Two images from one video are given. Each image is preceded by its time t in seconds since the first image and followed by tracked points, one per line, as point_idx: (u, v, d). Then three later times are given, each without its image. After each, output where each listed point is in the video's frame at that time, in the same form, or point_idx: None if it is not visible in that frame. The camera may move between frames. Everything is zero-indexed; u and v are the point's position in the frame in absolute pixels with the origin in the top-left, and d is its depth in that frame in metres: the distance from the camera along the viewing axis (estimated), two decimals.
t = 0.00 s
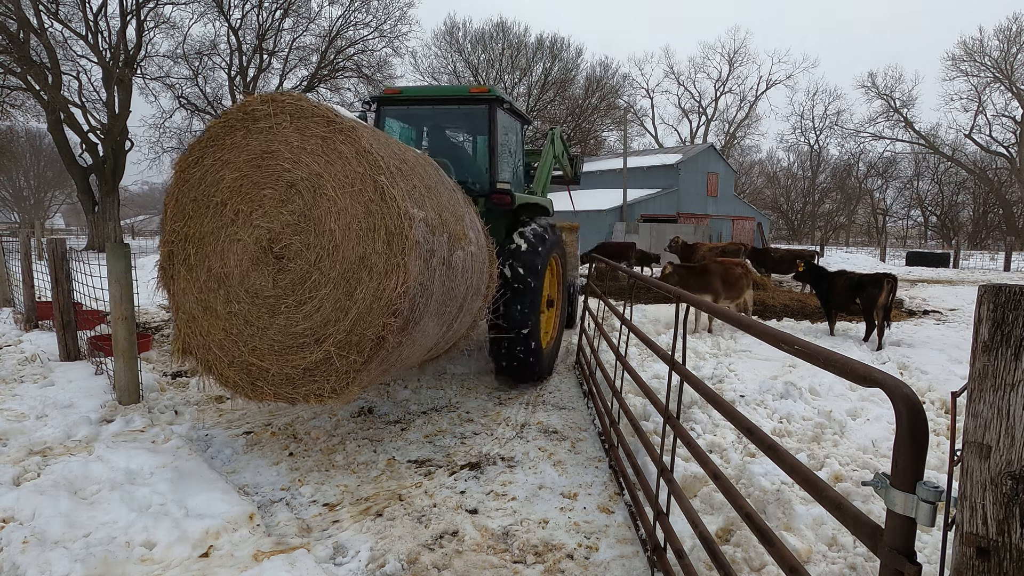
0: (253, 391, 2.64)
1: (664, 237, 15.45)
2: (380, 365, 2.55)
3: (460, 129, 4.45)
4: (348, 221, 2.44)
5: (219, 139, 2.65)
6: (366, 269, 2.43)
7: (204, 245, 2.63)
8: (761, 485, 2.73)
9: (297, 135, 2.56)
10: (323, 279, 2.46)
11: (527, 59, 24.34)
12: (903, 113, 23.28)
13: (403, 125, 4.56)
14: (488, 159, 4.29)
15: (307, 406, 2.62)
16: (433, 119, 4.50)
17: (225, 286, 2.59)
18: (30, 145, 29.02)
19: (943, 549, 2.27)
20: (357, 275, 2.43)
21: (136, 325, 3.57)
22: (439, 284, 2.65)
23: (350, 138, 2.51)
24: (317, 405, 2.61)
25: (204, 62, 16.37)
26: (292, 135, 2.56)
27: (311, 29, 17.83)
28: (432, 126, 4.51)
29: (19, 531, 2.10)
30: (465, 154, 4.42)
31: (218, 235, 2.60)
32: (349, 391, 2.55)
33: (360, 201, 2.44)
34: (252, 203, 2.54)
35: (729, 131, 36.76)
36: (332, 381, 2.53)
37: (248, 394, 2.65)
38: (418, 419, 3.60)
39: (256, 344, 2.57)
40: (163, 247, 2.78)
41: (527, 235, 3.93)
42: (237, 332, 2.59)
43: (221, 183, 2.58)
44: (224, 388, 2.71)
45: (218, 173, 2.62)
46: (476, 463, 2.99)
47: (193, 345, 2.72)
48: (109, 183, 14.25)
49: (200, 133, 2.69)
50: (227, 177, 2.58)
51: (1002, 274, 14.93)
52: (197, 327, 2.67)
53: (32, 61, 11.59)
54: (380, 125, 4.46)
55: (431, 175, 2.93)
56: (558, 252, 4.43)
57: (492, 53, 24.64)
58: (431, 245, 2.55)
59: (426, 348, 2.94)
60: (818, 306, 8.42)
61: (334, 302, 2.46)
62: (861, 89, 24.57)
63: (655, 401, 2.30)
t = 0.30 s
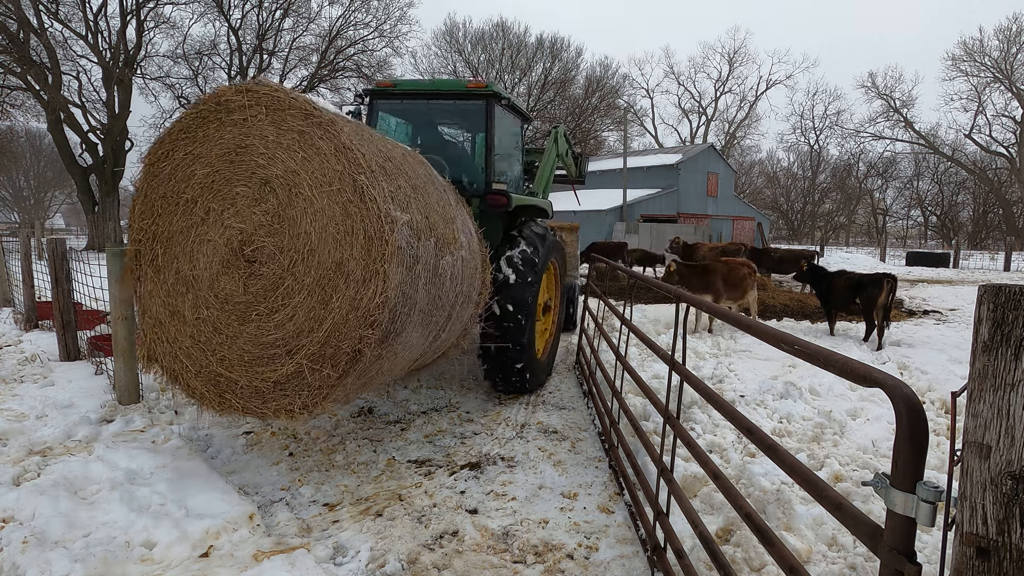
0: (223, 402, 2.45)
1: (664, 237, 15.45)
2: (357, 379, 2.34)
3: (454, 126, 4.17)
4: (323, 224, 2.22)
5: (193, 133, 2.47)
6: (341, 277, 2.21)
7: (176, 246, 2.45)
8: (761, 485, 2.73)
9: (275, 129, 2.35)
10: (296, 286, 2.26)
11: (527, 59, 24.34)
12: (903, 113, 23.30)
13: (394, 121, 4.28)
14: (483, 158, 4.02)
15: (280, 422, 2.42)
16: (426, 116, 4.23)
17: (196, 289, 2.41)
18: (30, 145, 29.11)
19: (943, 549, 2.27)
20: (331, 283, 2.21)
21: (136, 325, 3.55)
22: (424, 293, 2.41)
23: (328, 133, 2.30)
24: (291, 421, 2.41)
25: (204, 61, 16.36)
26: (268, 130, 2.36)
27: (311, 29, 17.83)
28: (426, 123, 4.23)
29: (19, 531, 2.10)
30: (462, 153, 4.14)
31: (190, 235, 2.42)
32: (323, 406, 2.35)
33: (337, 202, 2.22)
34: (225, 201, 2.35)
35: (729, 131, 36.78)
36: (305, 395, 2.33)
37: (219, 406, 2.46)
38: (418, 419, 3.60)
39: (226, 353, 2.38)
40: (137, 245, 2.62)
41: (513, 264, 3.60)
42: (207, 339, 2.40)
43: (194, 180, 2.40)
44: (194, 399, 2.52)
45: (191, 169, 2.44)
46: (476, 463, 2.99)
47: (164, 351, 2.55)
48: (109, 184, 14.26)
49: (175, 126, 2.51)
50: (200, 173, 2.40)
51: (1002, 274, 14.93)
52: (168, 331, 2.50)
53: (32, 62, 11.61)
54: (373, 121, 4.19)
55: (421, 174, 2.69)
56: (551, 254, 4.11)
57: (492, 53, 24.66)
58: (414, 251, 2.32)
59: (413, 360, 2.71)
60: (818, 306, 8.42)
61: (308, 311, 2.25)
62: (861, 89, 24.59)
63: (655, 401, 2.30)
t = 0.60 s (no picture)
0: (187, 416, 2.27)
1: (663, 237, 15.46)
2: (331, 393, 2.17)
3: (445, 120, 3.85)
4: (296, 225, 2.04)
5: (158, 123, 2.26)
6: (314, 283, 2.03)
7: (138, 245, 2.25)
8: (760, 485, 2.73)
9: (246, 120, 2.16)
10: (267, 292, 2.07)
11: (527, 59, 24.34)
12: (903, 113, 23.31)
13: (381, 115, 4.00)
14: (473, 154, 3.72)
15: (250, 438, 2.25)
16: (416, 110, 3.91)
17: (159, 293, 2.21)
18: (30, 145, 29.05)
19: (943, 549, 2.27)
20: (304, 289, 2.04)
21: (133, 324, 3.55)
22: (406, 302, 2.24)
23: (305, 126, 2.12)
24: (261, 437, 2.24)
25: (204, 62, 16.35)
26: (240, 122, 2.17)
27: (311, 29, 17.84)
28: (416, 118, 3.91)
29: (19, 531, 2.10)
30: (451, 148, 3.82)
31: (154, 234, 2.22)
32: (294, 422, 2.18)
33: (312, 201, 2.03)
34: (192, 198, 2.16)
35: (729, 131, 36.80)
36: (275, 411, 2.15)
37: (184, 420, 2.27)
38: (418, 419, 3.60)
39: (191, 363, 2.19)
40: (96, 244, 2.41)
41: (497, 298, 3.30)
42: (171, 348, 2.21)
43: (159, 174, 2.21)
44: (158, 412, 2.34)
45: (156, 163, 2.23)
46: (476, 463, 2.99)
47: (123, 360, 2.34)
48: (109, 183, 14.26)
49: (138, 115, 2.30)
50: (165, 167, 2.20)
51: (1001, 274, 14.93)
52: (129, 338, 2.30)
53: (32, 62, 11.63)
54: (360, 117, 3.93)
55: (408, 172, 2.51)
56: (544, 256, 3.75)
57: (492, 53, 24.66)
58: (396, 256, 2.15)
59: (395, 371, 2.55)
60: (818, 306, 8.42)
61: (278, 321, 2.07)
62: (861, 89, 24.60)
63: (655, 401, 2.30)
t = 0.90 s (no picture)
0: (147, 437, 2.07)
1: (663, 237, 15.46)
2: (301, 411, 1.99)
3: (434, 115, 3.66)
4: (262, 229, 1.87)
5: (115, 119, 2.08)
6: (281, 292, 1.85)
7: (92, 252, 2.06)
8: (761, 485, 2.73)
9: (208, 114, 1.99)
10: (230, 303, 1.89)
11: (527, 59, 24.33)
12: (903, 113, 23.31)
13: (369, 111, 3.81)
14: (461, 151, 3.53)
15: (214, 461, 2.06)
16: (403, 106, 3.73)
17: (114, 304, 2.01)
18: (30, 145, 29.08)
19: (943, 549, 2.27)
20: (270, 299, 1.86)
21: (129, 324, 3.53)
22: (382, 310, 2.07)
23: (270, 120, 1.95)
24: (226, 461, 2.05)
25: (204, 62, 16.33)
26: (200, 116, 1.99)
27: (311, 29, 17.84)
28: (403, 114, 3.72)
29: (18, 531, 2.11)
30: (440, 144, 3.61)
31: (110, 238, 2.03)
32: (263, 443, 2.00)
33: (277, 201, 1.86)
34: (151, 200, 1.98)
35: (729, 131, 36.82)
36: (240, 432, 1.96)
37: (144, 441, 2.08)
38: (418, 419, 3.60)
39: (149, 380, 2.00)
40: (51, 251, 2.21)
41: (480, 335, 3.19)
42: (128, 364, 2.01)
43: (116, 174, 2.02)
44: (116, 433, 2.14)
45: (112, 161, 2.05)
46: (476, 463, 2.99)
47: (78, 377, 2.14)
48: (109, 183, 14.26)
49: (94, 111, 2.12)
50: (123, 166, 2.02)
51: (1002, 274, 14.93)
52: (82, 354, 2.10)
53: (32, 61, 11.64)
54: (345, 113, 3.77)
55: (386, 171, 2.35)
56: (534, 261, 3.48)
57: (492, 53, 24.66)
58: (371, 261, 1.98)
59: (374, 384, 2.37)
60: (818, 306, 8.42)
61: (243, 334, 1.88)
62: (861, 88, 24.60)
63: (655, 401, 2.30)
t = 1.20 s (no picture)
0: (98, 448, 1.95)
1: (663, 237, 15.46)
2: (256, 422, 1.87)
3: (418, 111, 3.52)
4: (213, 226, 1.77)
5: (67, 112, 1.99)
6: (232, 294, 1.74)
7: (43, 252, 1.96)
8: (761, 485, 2.73)
9: (160, 106, 1.89)
10: (180, 306, 1.79)
11: (527, 59, 24.32)
12: (903, 113, 23.29)
13: (355, 107, 3.67)
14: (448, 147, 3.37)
15: (166, 474, 1.96)
16: (388, 101, 3.59)
17: (64, 307, 1.91)
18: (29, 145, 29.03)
19: (943, 549, 2.28)
20: (220, 301, 1.75)
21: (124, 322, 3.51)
22: (345, 313, 1.96)
23: (222, 109, 1.85)
24: (177, 474, 1.94)
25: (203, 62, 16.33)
26: (152, 107, 1.90)
27: (311, 29, 17.84)
28: (388, 109, 3.59)
29: (18, 531, 2.12)
30: (428, 139, 3.46)
31: (60, 237, 1.94)
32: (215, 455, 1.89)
33: (229, 197, 1.76)
34: (102, 196, 1.88)
35: (729, 131, 36.83)
36: (191, 443, 1.85)
37: (92, 452, 1.97)
38: (418, 419, 3.60)
39: (99, 389, 1.89)
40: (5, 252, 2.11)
41: (468, 366, 3.13)
42: (77, 370, 1.91)
43: (67, 170, 1.93)
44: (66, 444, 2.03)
45: (64, 157, 1.96)
46: (476, 463, 2.99)
47: (29, 385, 2.03)
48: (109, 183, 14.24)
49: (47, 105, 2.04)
50: (75, 161, 1.93)
51: (1001, 274, 14.92)
52: (31, 360, 1.99)
53: (32, 62, 11.65)
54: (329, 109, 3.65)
55: (354, 166, 2.25)
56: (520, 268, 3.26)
57: (492, 53, 24.65)
58: (331, 260, 1.87)
59: (343, 393, 2.25)
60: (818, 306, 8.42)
61: (191, 338, 1.78)
62: (861, 89, 24.58)
63: (655, 401, 2.30)
